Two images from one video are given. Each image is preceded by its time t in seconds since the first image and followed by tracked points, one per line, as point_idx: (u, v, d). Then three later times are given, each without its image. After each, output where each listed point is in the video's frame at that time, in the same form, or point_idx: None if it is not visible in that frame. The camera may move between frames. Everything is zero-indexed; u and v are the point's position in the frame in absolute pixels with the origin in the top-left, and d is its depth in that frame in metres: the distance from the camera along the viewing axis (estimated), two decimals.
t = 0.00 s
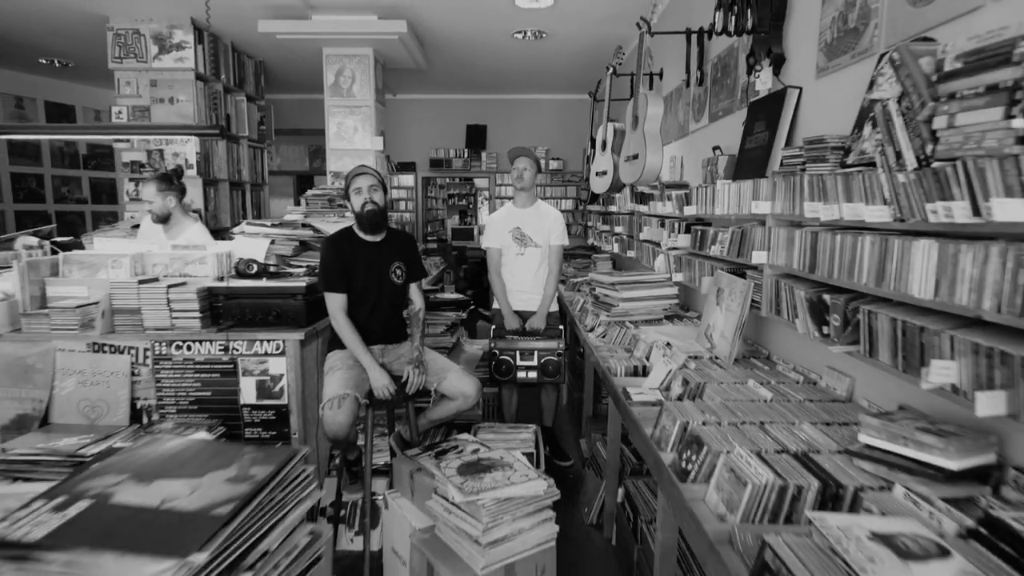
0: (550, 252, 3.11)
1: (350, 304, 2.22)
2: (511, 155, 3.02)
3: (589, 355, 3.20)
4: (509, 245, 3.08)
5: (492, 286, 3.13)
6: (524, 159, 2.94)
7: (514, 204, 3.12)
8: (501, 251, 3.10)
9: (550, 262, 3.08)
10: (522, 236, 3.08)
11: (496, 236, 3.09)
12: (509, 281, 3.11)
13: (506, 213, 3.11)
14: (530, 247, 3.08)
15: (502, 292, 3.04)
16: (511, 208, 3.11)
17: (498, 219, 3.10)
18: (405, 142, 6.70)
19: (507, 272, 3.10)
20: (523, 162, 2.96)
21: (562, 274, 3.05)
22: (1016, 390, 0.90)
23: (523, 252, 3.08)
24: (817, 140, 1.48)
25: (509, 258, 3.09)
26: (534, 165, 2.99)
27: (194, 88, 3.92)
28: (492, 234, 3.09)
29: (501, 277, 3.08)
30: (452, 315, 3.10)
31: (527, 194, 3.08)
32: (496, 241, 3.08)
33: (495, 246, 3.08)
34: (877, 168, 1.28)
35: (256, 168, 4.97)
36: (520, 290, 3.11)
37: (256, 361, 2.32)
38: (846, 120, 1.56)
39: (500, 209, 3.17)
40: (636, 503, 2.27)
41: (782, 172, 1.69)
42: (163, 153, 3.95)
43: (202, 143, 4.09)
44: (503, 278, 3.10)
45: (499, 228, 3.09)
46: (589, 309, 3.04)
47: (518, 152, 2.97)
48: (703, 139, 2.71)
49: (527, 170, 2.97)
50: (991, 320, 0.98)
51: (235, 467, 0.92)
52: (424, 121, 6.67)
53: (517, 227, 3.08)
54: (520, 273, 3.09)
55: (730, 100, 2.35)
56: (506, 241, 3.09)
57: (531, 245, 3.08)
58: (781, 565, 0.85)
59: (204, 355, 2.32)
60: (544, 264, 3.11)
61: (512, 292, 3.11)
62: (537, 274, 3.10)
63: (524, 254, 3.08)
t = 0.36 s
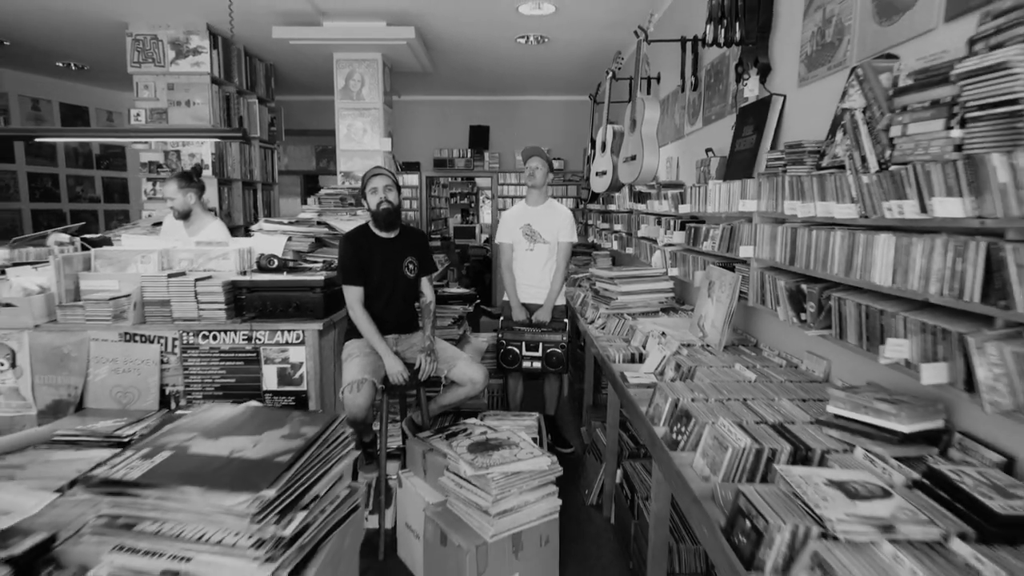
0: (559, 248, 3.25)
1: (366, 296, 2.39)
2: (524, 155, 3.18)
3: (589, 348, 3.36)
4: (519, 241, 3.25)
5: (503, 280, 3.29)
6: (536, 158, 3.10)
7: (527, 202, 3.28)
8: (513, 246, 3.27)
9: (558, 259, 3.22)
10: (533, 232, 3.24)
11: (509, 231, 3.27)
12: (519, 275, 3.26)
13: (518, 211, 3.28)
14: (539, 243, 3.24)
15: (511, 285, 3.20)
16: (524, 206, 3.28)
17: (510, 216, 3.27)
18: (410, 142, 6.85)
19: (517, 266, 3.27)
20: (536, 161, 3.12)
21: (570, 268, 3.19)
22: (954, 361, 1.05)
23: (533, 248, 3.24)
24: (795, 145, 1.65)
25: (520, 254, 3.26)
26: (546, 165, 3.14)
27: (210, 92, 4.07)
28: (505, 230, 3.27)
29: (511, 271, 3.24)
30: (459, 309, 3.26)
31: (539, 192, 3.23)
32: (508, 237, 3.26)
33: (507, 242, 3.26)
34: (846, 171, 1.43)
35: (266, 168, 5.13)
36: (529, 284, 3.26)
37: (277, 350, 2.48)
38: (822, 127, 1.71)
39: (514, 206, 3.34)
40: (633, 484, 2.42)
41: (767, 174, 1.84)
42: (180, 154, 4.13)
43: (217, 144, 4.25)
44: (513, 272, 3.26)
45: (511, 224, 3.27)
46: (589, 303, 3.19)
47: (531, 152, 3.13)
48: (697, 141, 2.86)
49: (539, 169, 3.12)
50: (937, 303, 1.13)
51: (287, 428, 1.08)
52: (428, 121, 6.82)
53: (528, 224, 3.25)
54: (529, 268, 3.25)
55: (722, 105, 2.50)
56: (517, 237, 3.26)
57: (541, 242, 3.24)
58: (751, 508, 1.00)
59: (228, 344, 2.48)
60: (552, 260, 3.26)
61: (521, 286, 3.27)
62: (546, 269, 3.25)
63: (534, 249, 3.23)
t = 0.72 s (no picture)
0: (560, 248, 3.37)
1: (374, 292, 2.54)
2: (530, 158, 3.33)
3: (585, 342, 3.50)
4: (523, 240, 3.41)
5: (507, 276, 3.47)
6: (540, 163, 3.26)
7: (533, 204, 3.44)
8: (517, 244, 3.44)
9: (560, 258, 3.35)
10: (536, 232, 3.38)
11: (514, 229, 3.45)
12: (522, 272, 3.43)
13: (524, 212, 3.45)
14: (541, 243, 3.38)
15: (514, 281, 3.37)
16: (529, 207, 3.44)
17: (516, 216, 3.45)
18: (413, 143, 7.00)
19: (520, 264, 3.44)
20: (540, 166, 3.28)
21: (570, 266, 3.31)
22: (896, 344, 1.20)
23: (535, 247, 3.38)
24: (769, 152, 1.80)
25: (523, 252, 3.42)
26: (551, 169, 3.28)
27: (220, 96, 4.22)
28: (510, 229, 3.47)
29: (514, 269, 3.41)
30: (461, 305, 3.40)
31: (543, 194, 3.38)
32: (513, 236, 3.44)
33: (512, 240, 3.44)
34: (813, 175, 1.58)
35: (273, 169, 5.27)
36: (530, 281, 3.41)
37: (289, 343, 2.62)
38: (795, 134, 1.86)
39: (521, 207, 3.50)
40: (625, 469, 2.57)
41: (747, 177, 1.99)
42: (191, 156, 4.33)
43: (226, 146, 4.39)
44: (516, 269, 3.43)
45: (516, 224, 3.45)
46: (585, 299, 3.33)
47: (536, 156, 3.28)
48: (687, 145, 3.00)
49: (542, 173, 3.28)
50: (885, 294, 1.28)
51: (311, 403, 1.22)
52: (430, 123, 6.97)
53: (532, 224, 3.39)
54: (531, 266, 3.40)
55: (709, 111, 2.64)
56: (520, 236, 3.43)
57: (543, 241, 3.37)
58: (717, 472, 1.15)
59: (243, 337, 2.62)
60: (553, 259, 3.38)
61: (523, 283, 3.43)
62: (547, 267, 3.38)
63: (536, 248, 3.38)
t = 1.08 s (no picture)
0: (556, 245, 3.52)
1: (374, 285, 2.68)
2: (528, 156, 3.45)
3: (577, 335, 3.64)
4: (520, 236, 3.53)
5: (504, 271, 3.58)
6: (538, 163, 3.39)
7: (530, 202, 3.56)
8: (514, 240, 3.56)
9: (555, 254, 3.50)
10: (533, 229, 3.51)
11: (511, 225, 3.55)
12: (518, 268, 3.55)
13: (521, 209, 3.57)
14: (538, 239, 3.51)
15: (511, 276, 3.49)
16: (525, 205, 3.55)
17: (513, 213, 3.56)
18: (413, 142, 7.13)
19: (517, 259, 3.56)
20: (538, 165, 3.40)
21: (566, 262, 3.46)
22: (842, 327, 1.34)
23: (532, 244, 3.51)
24: (741, 153, 1.93)
25: (520, 248, 3.54)
26: (547, 168, 3.41)
27: (225, 98, 4.36)
28: (507, 225, 3.56)
29: (511, 264, 3.53)
30: (458, 299, 3.54)
31: (540, 192, 3.50)
32: (510, 232, 3.55)
33: (508, 235, 3.55)
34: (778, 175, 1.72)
35: (276, 168, 5.41)
36: (527, 276, 3.54)
37: (294, 334, 2.77)
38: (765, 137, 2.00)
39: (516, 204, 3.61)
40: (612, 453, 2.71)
41: (723, 176, 2.12)
42: (197, 156, 4.48)
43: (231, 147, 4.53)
44: (512, 264, 3.55)
45: (513, 220, 3.56)
46: (578, 293, 3.47)
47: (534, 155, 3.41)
48: (673, 146, 3.14)
49: (540, 171, 3.40)
50: (836, 283, 1.42)
51: (318, 380, 1.37)
52: (430, 123, 7.10)
53: (529, 221, 3.52)
54: (528, 262, 3.53)
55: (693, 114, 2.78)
56: (517, 232, 3.54)
57: (540, 238, 3.51)
58: (681, 441, 1.29)
59: (250, 329, 2.77)
60: (549, 255, 3.53)
61: (520, 278, 3.55)
62: (543, 263, 3.52)
63: (532, 245, 3.51)
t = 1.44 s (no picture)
0: (548, 243, 3.67)
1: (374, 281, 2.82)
2: (521, 157, 3.57)
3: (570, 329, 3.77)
4: (513, 235, 3.66)
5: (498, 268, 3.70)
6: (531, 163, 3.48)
7: (522, 201, 3.69)
8: (507, 239, 3.68)
9: (547, 252, 3.64)
10: (526, 228, 3.65)
11: (505, 224, 3.67)
12: (512, 265, 3.69)
13: (514, 208, 3.69)
14: (531, 238, 3.65)
15: (506, 273, 3.62)
16: (517, 205, 3.68)
17: (506, 212, 3.68)
18: (412, 143, 7.26)
19: (510, 257, 3.69)
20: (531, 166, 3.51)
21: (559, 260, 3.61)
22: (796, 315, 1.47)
23: (525, 242, 3.65)
24: (716, 156, 2.07)
25: (514, 246, 3.67)
26: (540, 168, 3.53)
27: (230, 101, 4.50)
28: (500, 223, 3.68)
29: (505, 260, 3.66)
30: (455, 296, 3.67)
31: (532, 193, 3.63)
32: (503, 230, 3.67)
33: (501, 234, 3.68)
34: (745, 177, 1.85)
35: (279, 169, 5.56)
36: (521, 273, 3.68)
37: (297, 328, 2.91)
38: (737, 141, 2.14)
39: (507, 204, 3.72)
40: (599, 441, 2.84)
41: (700, 178, 2.26)
42: (203, 157, 4.63)
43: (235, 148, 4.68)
44: (506, 261, 3.68)
45: (506, 218, 3.68)
46: (570, 289, 3.60)
47: (527, 158, 3.55)
48: (660, 148, 3.27)
49: (533, 172, 3.52)
50: (794, 276, 1.55)
51: (321, 363, 1.51)
52: (429, 124, 7.23)
53: (522, 220, 3.65)
54: (522, 259, 3.67)
55: (676, 119, 2.92)
56: (511, 231, 3.66)
57: (533, 237, 3.65)
58: (649, 419, 1.42)
59: (255, 323, 2.90)
60: (541, 252, 3.68)
61: (515, 275, 3.69)
62: (536, 260, 3.67)
63: (526, 243, 3.65)
